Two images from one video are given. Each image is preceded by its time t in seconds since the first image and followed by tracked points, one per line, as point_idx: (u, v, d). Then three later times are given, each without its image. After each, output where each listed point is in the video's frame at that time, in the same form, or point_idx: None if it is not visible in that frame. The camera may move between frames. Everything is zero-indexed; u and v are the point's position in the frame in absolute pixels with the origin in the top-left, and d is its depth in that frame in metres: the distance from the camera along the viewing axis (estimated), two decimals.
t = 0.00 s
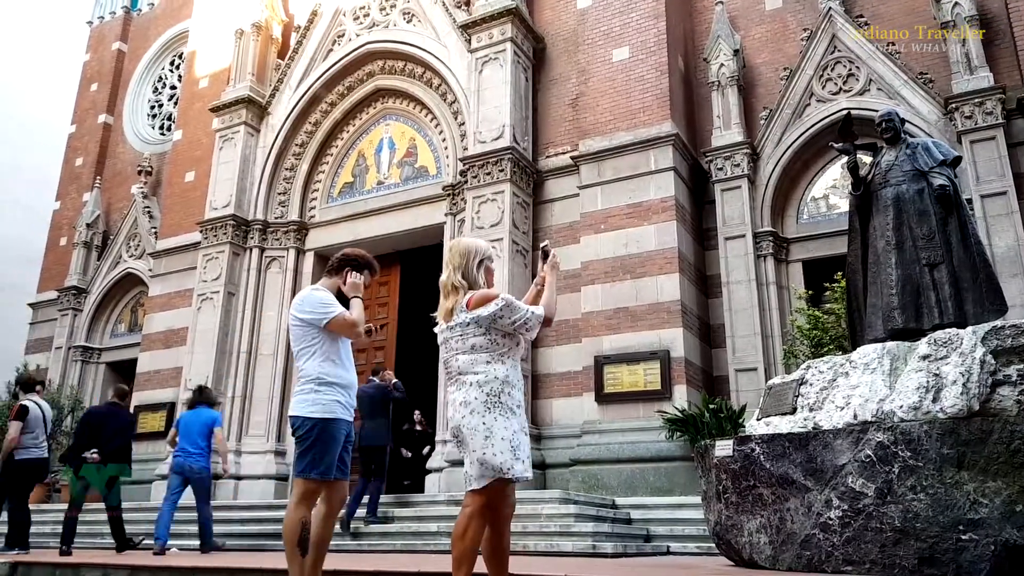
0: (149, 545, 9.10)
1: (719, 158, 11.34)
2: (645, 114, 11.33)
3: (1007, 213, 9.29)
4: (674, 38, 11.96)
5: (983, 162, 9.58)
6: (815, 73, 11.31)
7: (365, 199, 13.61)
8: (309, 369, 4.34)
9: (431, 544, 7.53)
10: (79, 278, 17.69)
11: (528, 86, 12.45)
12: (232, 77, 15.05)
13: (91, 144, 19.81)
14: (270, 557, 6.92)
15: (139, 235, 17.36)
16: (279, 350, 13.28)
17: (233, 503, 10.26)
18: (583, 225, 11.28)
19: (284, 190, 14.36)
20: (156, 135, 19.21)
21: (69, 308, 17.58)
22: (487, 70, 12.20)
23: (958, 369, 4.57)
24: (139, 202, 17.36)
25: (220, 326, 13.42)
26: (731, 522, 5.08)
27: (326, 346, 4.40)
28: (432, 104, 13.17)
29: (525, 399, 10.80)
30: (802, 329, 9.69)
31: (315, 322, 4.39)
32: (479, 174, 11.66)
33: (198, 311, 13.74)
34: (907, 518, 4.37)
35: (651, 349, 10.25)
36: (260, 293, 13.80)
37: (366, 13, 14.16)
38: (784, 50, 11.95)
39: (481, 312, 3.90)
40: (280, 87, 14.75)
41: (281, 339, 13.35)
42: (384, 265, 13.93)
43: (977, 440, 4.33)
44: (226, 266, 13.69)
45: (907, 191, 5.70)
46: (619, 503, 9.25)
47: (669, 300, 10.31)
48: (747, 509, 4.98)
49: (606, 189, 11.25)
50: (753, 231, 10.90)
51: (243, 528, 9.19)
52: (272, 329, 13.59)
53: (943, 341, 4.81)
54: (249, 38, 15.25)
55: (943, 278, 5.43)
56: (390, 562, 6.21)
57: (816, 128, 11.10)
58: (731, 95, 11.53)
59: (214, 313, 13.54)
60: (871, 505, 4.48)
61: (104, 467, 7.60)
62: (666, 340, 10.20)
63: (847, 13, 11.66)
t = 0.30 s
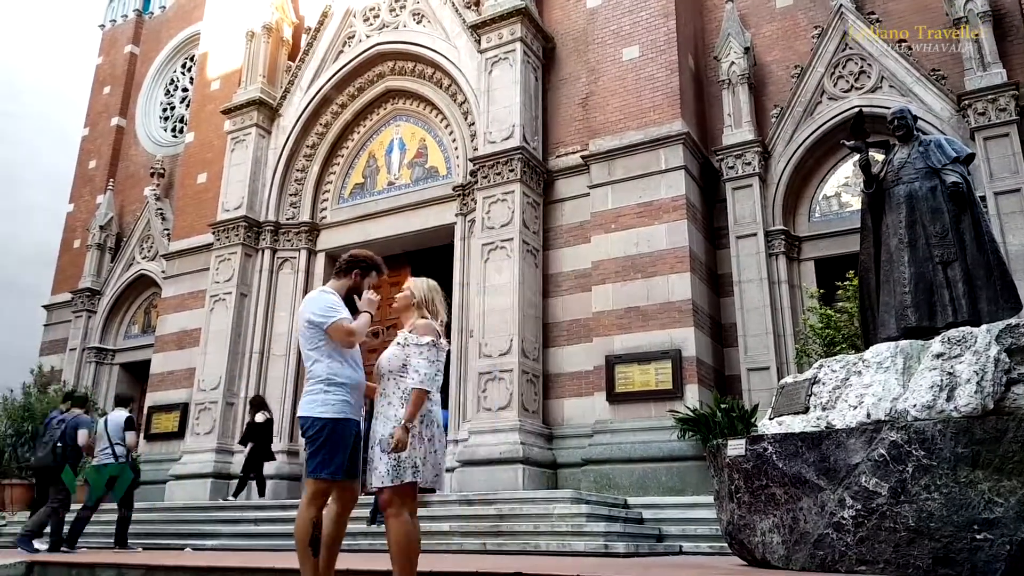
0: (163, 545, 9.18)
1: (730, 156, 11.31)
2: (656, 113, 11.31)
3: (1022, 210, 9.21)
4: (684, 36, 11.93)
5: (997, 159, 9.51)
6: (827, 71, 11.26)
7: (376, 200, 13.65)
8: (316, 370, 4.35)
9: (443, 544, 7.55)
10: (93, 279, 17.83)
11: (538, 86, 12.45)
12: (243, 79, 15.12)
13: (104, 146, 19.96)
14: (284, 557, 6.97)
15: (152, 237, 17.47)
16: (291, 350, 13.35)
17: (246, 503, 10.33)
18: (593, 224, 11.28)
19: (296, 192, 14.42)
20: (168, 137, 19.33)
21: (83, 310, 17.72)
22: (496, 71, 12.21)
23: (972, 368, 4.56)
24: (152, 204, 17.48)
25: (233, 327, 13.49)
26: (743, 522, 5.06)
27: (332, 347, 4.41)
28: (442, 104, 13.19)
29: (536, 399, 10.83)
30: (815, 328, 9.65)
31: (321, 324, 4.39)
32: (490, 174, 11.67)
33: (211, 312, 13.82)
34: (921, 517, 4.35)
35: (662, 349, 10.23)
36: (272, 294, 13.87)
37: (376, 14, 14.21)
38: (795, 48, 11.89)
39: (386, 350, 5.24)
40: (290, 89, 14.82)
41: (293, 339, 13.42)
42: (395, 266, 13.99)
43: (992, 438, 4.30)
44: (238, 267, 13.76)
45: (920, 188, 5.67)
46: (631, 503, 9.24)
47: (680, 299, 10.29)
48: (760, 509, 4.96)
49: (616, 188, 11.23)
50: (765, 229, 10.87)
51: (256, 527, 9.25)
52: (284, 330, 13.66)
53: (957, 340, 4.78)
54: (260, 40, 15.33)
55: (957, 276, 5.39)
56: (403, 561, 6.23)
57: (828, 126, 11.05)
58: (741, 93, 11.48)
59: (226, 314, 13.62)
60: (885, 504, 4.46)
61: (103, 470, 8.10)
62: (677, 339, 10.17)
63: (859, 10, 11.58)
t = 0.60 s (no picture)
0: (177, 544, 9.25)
1: (741, 154, 11.27)
2: (666, 111, 11.28)
3: None
4: (694, 34, 11.89)
5: (1010, 156, 9.44)
6: (837, 68, 11.20)
7: (386, 200, 13.68)
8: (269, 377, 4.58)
9: (454, 543, 7.58)
10: (105, 280, 17.95)
11: (547, 85, 12.45)
12: (254, 80, 15.20)
13: (116, 148, 20.10)
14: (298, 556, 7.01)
15: (164, 238, 17.58)
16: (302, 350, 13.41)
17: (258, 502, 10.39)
18: (603, 223, 11.26)
19: (306, 192, 14.48)
20: (179, 138, 19.45)
21: (96, 311, 17.84)
22: (505, 70, 12.22)
23: (985, 366, 4.53)
24: (164, 205, 17.58)
25: (245, 328, 13.55)
26: (755, 521, 5.04)
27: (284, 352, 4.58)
28: (451, 104, 13.21)
29: (546, 398, 10.84)
30: (826, 327, 9.61)
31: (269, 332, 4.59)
32: (499, 173, 11.67)
33: (223, 313, 13.89)
34: (934, 517, 4.33)
35: (673, 348, 10.21)
36: (284, 295, 13.93)
37: (385, 15, 14.24)
38: (806, 45, 11.83)
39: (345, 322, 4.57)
40: (301, 90, 14.88)
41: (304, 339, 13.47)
42: (405, 266, 14.04)
43: (1005, 437, 4.27)
44: (250, 268, 13.83)
45: (932, 185, 5.63)
46: (642, 502, 9.23)
47: (691, 298, 10.26)
48: (772, 508, 4.94)
49: (626, 187, 11.21)
50: (775, 227, 10.82)
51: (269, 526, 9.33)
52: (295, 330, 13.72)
53: (970, 338, 4.76)
54: (270, 41, 15.39)
55: (970, 274, 5.36)
56: (415, 560, 6.25)
57: (838, 124, 10.99)
58: (752, 91, 11.43)
59: (238, 314, 13.70)
60: (897, 504, 4.44)
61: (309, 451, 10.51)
62: (688, 339, 10.15)
63: (870, 6, 11.51)
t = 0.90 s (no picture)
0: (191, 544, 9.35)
1: (752, 153, 11.23)
2: (676, 110, 11.24)
3: None
4: (704, 33, 11.86)
5: None
6: (849, 65, 11.13)
7: (396, 200, 13.71)
8: None
9: (465, 543, 7.60)
10: (119, 282, 18.07)
11: (557, 84, 12.44)
12: (265, 82, 15.26)
13: (129, 151, 20.24)
14: (311, 556, 7.03)
15: (176, 239, 17.68)
16: (313, 350, 13.46)
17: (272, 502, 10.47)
18: (613, 223, 11.24)
19: (317, 193, 14.52)
20: (191, 140, 19.56)
21: (109, 312, 17.96)
22: (515, 70, 12.21)
23: (1000, 365, 4.50)
24: (176, 207, 17.68)
25: (257, 328, 13.61)
26: (767, 521, 5.02)
27: None
28: (461, 104, 13.23)
29: (557, 397, 10.84)
30: (839, 326, 9.54)
31: None
32: (510, 173, 11.67)
33: (235, 314, 13.96)
34: (948, 516, 4.30)
35: (684, 347, 10.18)
36: (295, 295, 13.98)
37: (394, 16, 14.27)
38: (817, 43, 11.77)
39: None
40: (311, 91, 14.93)
41: (316, 339, 13.52)
42: (416, 266, 14.07)
43: (1020, 436, 4.23)
44: (262, 269, 13.89)
45: (945, 183, 5.59)
46: (654, 502, 9.22)
47: (702, 297, 10.23)
48: (785, 507, 4.92)
49: (636, 186, 11.19)
50: (787, 225, 10.78)
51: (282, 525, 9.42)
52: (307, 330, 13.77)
53: (984, 336, 4.72)
54: (281, 43, 15.46)
55: (984, 271, 5.31)
56: (427, 560, 6.26)
57: (850, 121, 10.92)
58: (763, 88, 11.38)
59: (250, 314, 13.77)
60: (911, 502, 4.42)
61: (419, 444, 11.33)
62: (699, 338, 10.12)
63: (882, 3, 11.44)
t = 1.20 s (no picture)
0: (204, 543, 9.41)
1: (762, 151, 11.19)
2: (686, 108, 11.21)
3: None
4: (713, 31, 11.82)
5: None
6: (860, 62, 11.07)
7: (406, 200, 13.74)
8: None
9: (477, 543, 7.62)
10: (131, 283, 18.19)
11: (566, 83, 12.44)
12: (275, 84, 15.33)
13: (141, 153, 20.37)
14: (323, 556, 7.05)
15: (188, 240, 17.78)
16: (324, 350, 13.50)
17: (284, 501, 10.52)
18: (623, 222, 11.23)
19: (328, 193, 14.57)
20: (202, 141, 19.68)
21: (122, 313, 18.07)
22: (524, 70, 12.22)
23: (1014, 363, 4.46)
24: (188, 208, 17.78)
25: (268, 329, 13.68)
26: (779, 520, 5.00)
27: None
28: (470, 104, 13.25)
29: (568, 397, 10.84)
30: (851, 324, 9.48)
31: None
32: (519, 172, 11.67)
33: (247, 314, 14.03)
34: (962, 515, 4.27)
35: (695, 346, 10.16)
36: (306, 295, 14.03)
37: (404, 16, 14.30)
38: (827, 40, 11.70)
39: None
40: (321, 92, 14.98)
41: (327, 339, 13.57)
42: (426, 266, 14.09)
43: None
44: (273, 270, 13.96)
45: (957, 180, 5.55)
46: (666, 501, 9.19)
47: (713, 295, 10.20)
48: (797, 507, 4.91)
49: (646, 185, 11.17)
50: (798, 224, 10.73)
51: (295, 525, 9.47)
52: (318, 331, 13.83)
53: (997, 334, 4.69)
54: (291, 44, 15.53)
55: (997, 269, 5.27)
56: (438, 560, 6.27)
57: (861, 118, 10.87)
58: (773, 86, 11.34)
59: (261, 315, 13.84)
60: (924, 502, 4.40)
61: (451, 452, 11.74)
62: (710, 337, 10.10)
63: None
